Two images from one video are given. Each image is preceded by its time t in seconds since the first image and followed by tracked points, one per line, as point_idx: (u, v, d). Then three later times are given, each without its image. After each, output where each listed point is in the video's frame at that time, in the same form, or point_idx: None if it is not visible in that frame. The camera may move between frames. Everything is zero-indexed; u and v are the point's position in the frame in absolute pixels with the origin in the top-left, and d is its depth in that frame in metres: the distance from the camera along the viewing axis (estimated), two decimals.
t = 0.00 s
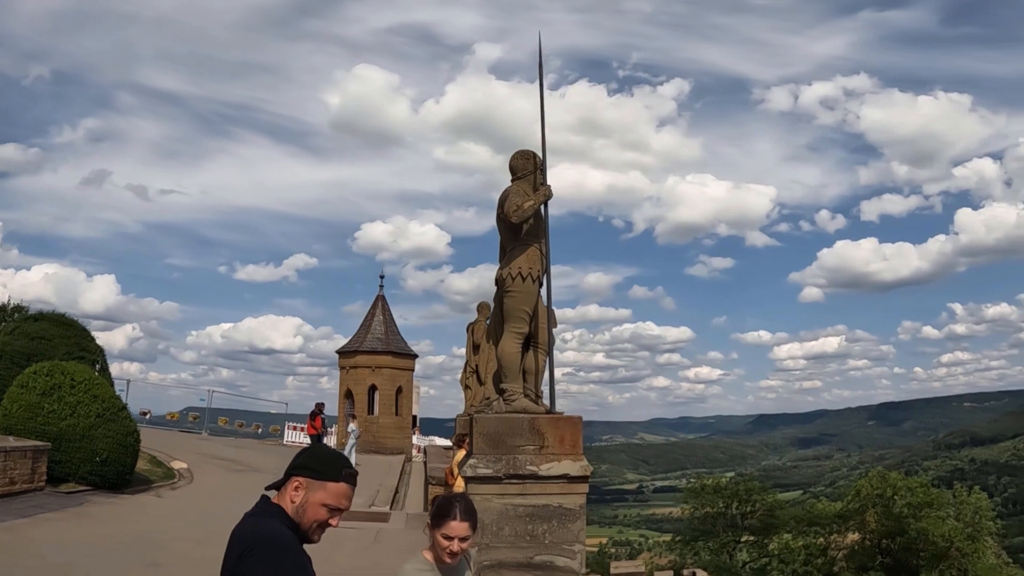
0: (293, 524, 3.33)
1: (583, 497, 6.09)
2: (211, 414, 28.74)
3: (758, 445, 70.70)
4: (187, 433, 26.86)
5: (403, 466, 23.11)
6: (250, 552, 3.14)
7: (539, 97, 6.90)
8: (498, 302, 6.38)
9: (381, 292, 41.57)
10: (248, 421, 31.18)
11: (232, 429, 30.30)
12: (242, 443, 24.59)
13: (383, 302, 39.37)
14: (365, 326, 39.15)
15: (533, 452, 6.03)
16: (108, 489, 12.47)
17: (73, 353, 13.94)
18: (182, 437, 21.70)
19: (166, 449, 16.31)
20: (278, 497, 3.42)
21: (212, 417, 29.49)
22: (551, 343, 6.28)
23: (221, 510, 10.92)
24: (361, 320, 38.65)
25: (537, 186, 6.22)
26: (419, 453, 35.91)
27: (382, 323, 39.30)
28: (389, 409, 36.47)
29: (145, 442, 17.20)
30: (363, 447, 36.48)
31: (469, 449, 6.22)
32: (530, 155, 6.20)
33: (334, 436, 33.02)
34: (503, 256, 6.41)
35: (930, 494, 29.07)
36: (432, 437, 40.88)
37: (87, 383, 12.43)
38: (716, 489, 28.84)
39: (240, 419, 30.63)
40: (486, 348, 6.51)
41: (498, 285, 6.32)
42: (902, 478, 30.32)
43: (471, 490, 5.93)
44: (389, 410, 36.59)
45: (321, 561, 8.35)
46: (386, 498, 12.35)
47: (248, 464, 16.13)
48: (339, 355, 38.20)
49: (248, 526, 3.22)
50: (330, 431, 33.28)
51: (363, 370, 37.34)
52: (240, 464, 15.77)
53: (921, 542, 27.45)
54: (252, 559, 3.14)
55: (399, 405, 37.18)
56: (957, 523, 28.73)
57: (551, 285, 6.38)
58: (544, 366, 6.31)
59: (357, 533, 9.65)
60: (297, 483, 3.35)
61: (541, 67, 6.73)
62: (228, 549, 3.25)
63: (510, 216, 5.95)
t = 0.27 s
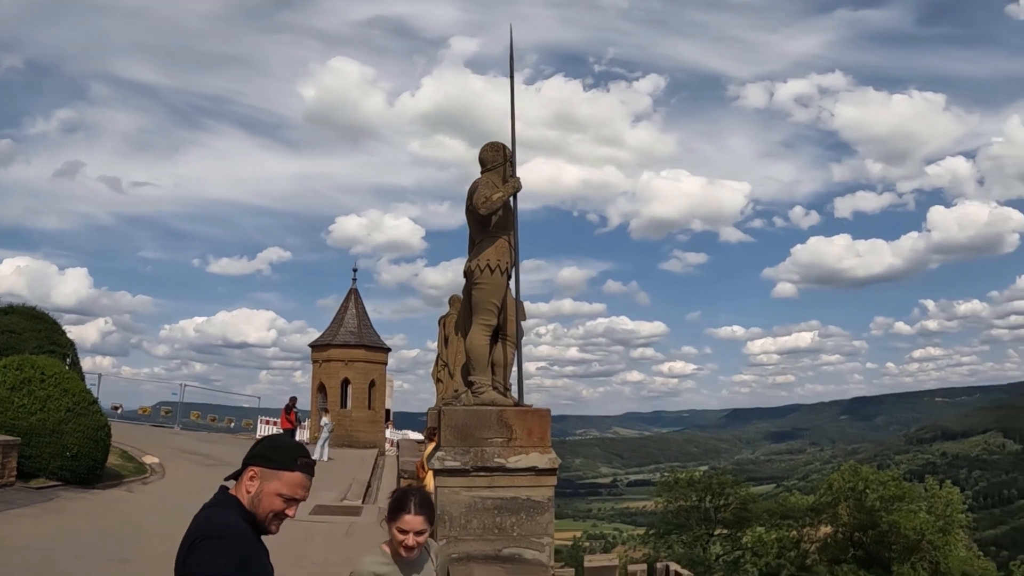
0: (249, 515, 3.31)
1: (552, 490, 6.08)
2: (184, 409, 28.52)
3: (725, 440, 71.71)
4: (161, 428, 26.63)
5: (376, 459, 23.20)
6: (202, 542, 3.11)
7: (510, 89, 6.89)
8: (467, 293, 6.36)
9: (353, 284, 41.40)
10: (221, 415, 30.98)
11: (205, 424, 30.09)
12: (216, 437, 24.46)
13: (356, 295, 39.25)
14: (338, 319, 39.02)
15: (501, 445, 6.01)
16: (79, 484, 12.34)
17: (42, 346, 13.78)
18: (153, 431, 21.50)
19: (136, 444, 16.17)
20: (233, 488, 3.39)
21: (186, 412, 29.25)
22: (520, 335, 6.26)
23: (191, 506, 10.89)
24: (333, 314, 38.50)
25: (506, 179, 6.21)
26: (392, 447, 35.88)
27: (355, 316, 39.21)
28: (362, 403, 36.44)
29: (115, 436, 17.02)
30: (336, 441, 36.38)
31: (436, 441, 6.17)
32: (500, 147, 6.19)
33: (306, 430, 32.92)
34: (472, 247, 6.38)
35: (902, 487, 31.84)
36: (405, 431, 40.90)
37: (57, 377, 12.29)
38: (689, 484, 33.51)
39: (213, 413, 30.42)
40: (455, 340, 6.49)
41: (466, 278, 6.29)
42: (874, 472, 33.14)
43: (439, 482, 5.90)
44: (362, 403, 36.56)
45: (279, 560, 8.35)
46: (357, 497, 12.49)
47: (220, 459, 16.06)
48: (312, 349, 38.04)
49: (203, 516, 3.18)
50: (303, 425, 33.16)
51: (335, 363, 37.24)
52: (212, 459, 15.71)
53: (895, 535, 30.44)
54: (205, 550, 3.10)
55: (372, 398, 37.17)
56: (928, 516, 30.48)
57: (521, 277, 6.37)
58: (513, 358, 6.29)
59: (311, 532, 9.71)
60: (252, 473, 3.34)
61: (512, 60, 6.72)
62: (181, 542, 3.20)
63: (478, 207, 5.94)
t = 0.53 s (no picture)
0: (203, 504, 3.31)
1: (520, 481, 6.09)
2: (156, 403, 28.27)
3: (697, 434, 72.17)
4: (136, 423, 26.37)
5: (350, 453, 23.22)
6: (156, 531, 3.11)
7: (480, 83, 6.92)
8: (435, 284, 6.36)
9: (326, 277, 41.27)
10: (195, 409, 30.75)
11: (179, 418, 29.87)
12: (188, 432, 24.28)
13: (330, 288, 39.12)
14: (311, 312, 38.91)
15: (468, 437, 6.00)
16: (50, 479, 12.24)
17: (11, 339, 13.61)
18: (124, 425, 21.30)
19: (106, 438, 16.07)
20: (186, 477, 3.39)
21: (159, 407, 29.00)
22: (488, 327, 6.26)
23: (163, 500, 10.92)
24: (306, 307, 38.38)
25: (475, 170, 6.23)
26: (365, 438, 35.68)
27: (328, 309, 39.11)
28: (334, 396, 36.48)
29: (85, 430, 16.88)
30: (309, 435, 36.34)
31: (404, 433, 6.17)
32: (470, 139, 6.23)
33: (279, 424, 32.78)
34: (440, 239, 6.39)
35: (874, 480, 32.28)
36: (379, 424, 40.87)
37: (27, 371, 12.16)
38: (662, 477, 34.48)
39: (187, 408, 30.19)
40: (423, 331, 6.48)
41: (435, 270, 6.30)
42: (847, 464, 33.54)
43: (406, 473, 5.91)
44: (335, 397, 36.53)
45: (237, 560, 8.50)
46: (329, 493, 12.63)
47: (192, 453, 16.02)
48: (285, 342, 37.91)
49: (154, 506, 3.19)
50: (276, 419, 33.03)
51: (308, 356, 37.18)
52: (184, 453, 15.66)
53: (867, 528, 30.72)
54: (157, 541, 3.12)
55: (345, 391, 37.17)
56: (900, 508, 30.89)
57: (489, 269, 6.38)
58: (480, 350, 6.29)
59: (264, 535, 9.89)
60: (204, 462, 3.34)
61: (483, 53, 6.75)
62: (136, 533, 3.21)
63: (447, 197, 5.99)
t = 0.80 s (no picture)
0: (162, 492, 3.23)
1: (489, 472, 6.11)
2: (130, 396, 28.02)
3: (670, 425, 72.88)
4: (112, 417, 26.15)
5: (325, 445, 23.26)
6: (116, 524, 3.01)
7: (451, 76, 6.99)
8: (404, 275, 6.37)
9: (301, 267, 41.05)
10: (170, 402, 30.52)
11: (154, 411, 29.65)
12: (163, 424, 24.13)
13: (304, 279, 38.95)
14: (286, 303, 38.72)
15: (437, 427, 6.02)
16: (21, 472, 12.12)
17: None
18: (97, 418, 21.11)
19: (78, 430, 15.96)
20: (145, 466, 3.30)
21: (133, 400, 28.75)
22: (457, 317, 6.29)
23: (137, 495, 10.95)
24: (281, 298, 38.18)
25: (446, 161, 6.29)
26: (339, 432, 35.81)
27: (302, 301, 38.94)
28: (308, 387, 36.40)
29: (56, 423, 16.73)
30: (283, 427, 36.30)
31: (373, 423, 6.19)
32: (440, 129, 6.28)
33: (251, 416, 32.63)
34: (410, 229, 6.43)
35: (847, 472, 32.93)
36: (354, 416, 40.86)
37: None
38: (637, 469, 37.79)
39: (162, 401, 29.96)
40: (392, 322, 6.48)
41: (404, 261, 6.33)
42: (821, 456, 34.24)
43: (375, 464, 5.93)
44: (308, 388, 36.49)
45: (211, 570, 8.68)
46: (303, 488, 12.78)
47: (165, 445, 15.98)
48: (259, 333, 37.73)
49: (113, 497, 3.08)
50: (250, 411, 32.91)
51: (282, 348, 37.04)
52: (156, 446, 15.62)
53: (841, 519, 31.36)
54: (118, 534, 3.02)
55: (319, 382, 37.12)
56: (874, 500, 31.47)
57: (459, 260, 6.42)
58: (450, 340, 6.32)
59: (229, 537, 10.09)
60: (165, 451, 3.25)
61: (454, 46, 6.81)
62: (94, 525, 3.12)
63: (416, 186, 6.05)
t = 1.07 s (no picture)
0: (121, 479, 3.07)
1: (459, 461, 6.15)
2: (105, 388, 27.76)
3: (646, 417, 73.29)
4: (88, 410, 25.91)
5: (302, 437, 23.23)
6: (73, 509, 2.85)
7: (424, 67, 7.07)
8: (375, 264, 6.43)
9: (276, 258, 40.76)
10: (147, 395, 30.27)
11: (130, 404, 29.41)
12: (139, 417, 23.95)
13: (278, 270, 38.71)
14: (260, 293, 38.49)
15: (406, 417, 6.06)
16: None
17: None
18: (71, 410, 20.92)
19: (50, 423, 15.85)
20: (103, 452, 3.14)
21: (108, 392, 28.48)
22: (428, 307, 6.35)
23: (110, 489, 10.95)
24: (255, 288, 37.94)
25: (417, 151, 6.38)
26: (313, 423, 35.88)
27: (276, 291, 38.70)
28: (283, 378, 36.33)
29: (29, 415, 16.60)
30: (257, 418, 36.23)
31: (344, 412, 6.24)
32: (411, 119, 6.37)
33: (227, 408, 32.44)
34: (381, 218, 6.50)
35: (822, 464, 32.94)
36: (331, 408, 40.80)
37: None
38: (613, 460, 39.78)
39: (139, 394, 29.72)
40: (362, 312, 6.53)
41: (374, 250, 6.38)
42: (795, 448, 34.38)
43: (345, 453, 5.95)
44: (283, 379, 36.41)
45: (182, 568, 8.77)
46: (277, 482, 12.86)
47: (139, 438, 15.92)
48: (233, 325, 37.51)
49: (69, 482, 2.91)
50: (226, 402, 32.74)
51: (257, 339, 36.87)
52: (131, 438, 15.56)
53: (815, 510, 31.65)
54: (75, 519, 2.85)
55: (293, 373, 37.03)
56: (848, 491, 31.63)
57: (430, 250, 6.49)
58: (420, 329, 6.37)
59: (198, 532, 10.17)
60: (124, 436, 3.10)
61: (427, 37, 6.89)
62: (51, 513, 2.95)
63: (386, 175, 6.12)
